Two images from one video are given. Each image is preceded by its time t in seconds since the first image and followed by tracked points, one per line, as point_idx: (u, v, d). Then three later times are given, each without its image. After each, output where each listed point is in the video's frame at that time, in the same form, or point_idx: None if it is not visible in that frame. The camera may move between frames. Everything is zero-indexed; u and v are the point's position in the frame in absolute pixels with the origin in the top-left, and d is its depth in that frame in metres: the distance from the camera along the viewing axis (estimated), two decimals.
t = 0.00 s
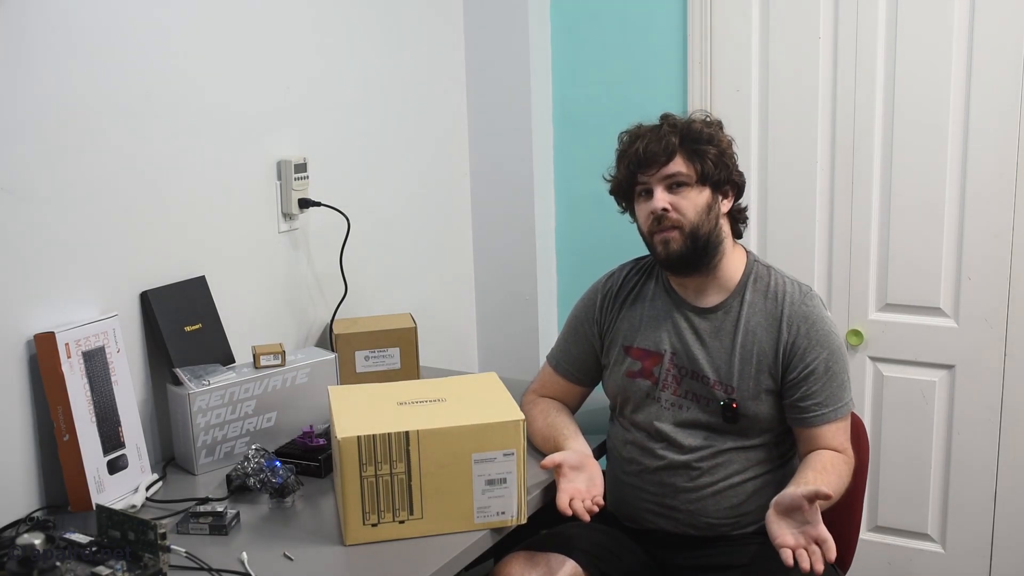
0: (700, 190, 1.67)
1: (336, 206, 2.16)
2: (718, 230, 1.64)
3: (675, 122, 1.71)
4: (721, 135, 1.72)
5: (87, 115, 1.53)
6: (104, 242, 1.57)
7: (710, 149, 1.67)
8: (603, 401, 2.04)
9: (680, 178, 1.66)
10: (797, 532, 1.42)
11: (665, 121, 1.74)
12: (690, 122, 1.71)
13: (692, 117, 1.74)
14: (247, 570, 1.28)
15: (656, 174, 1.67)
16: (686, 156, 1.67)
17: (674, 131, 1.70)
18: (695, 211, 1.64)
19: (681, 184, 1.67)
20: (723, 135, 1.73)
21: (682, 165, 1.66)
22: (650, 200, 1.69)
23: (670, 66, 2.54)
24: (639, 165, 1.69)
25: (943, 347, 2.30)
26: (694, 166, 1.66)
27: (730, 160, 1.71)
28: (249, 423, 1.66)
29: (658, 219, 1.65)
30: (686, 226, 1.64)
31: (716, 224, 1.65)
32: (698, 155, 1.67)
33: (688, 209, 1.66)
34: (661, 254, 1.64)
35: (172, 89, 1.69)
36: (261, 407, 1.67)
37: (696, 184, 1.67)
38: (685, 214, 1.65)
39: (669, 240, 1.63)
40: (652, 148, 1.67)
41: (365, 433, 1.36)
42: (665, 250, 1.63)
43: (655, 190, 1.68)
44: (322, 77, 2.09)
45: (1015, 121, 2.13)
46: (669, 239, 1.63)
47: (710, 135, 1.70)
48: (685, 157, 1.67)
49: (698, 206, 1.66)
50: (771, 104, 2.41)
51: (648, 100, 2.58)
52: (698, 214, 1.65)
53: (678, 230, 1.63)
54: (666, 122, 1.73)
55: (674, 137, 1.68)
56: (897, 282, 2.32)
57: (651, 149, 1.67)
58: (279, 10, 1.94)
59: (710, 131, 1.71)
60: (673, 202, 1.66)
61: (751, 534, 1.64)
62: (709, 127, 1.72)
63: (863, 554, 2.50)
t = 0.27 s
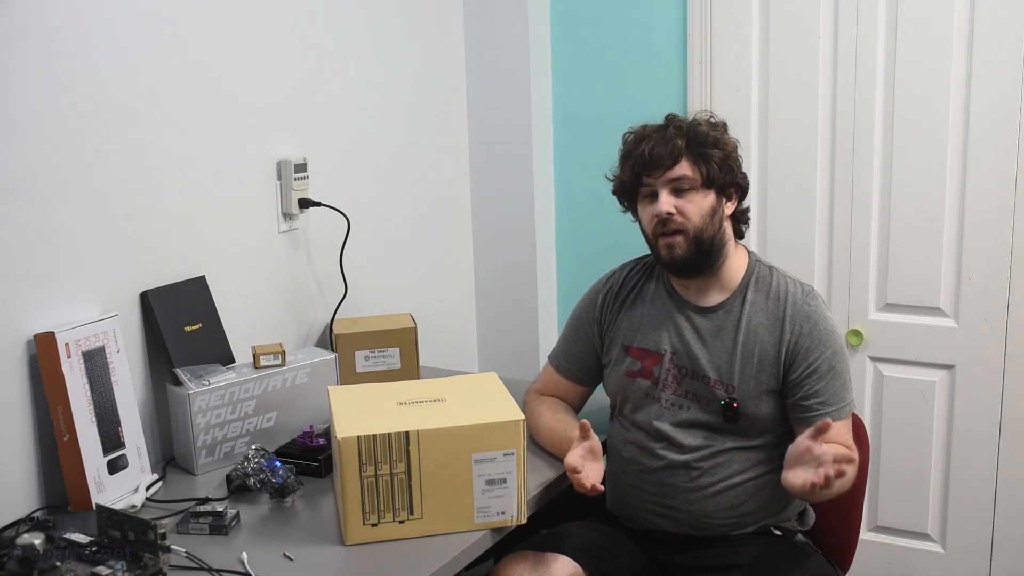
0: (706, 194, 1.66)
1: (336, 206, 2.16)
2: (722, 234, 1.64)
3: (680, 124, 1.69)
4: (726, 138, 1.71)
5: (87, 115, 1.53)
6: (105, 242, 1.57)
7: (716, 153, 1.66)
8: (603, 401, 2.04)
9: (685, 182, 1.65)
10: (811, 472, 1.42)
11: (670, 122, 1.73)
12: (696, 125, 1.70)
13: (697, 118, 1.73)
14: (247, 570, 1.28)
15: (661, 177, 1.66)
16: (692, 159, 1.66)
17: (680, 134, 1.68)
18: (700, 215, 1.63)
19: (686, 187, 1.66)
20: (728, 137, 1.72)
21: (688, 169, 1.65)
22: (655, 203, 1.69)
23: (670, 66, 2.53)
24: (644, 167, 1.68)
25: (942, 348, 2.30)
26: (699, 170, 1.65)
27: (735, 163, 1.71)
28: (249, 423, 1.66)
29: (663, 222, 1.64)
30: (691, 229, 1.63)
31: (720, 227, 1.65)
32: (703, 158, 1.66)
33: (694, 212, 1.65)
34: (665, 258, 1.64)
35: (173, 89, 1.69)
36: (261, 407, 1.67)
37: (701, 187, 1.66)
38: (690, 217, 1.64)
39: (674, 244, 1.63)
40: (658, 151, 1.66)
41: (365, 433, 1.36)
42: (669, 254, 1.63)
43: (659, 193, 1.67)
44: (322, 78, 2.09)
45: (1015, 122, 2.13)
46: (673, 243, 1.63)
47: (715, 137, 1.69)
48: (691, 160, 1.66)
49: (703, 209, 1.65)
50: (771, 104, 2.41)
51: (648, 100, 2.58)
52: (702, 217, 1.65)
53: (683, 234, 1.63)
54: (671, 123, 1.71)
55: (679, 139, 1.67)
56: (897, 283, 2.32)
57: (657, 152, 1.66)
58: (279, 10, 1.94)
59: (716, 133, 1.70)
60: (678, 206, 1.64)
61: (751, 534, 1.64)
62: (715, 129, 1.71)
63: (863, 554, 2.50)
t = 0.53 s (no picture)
0: (710, 195, 1.66)
1: (336, 206, 2.16)
2: (724, 235, 1.64)
3: (686, 124, 1.69)
4: (731, 139, 1.71)
5: (87, 115, 1.53)
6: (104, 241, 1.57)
7: (721, 154, 1.66)
8: (603, 401, 2.04)
9: (690, 182, 1.65)
10: (814, 535, 1.42)
11: (675, 122, 1.72)
12: (701, 126, 1.70)
13: (702, 119, 1.73)
14: (247, 570, 1.28)
15: (665, 177, 1.66)
16: (697, 160, 1.65)
17: (685, 134, 1.68)
18: (704, 215, 1.63)
19: (690, 188, 1.66)
20: (733, 139, 1.71)
21: (693, 169, 1.65)
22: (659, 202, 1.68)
23: (671, 66, 2.53)
24: (649, 167, 1.67)
25: (943, 348, 2.30)
26: (704, 171, 1.65)
27: (739, 164, 1.71)
28: (249, 423, 1.66)
29: (667, 222, 1.64)
30: (694, 229, 1.63)
31: (723, 229, 1.65)
32: (708, 159, 1.66)
33: (697, 212, 1.65)
34: (668, 257, 1.64)
35: (173, 89, 1.69)
36: (261, 407, 1.67)
37: (705, 188, 1.66)
38: (694, 217, 1.64)
39: (677, 243, 1.63)
40: (664, 151, 1.65)
41: (365, 433, 1.36)
42: (672, 254, 1.63)
43: (663, 192, 1.67)
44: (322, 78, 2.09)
45: (1014, 122, 2.13)
46: (676, 243, 1.63)
47: (720, 138, 1.69)
48: (696, 161, 1.65)
49: (706, 210, 1.65)
50: (771, 105, 2.41)
51: (648, 100, 2.58)
52: (706, 218, 1.65)
53: (686, 234, 1.63)
54: (676, 123, 1.71)
55: (685, 140, 1.66)
56: (897, 282, 2.32)
57: (662, 152, 1.65)
58: (278, 10, 1.94)
59: (720, 134, 1.70)
60: (682, 206, 1.64)
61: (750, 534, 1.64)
62: (719, 131, 1.71)
63: (863, 554, 2.50)
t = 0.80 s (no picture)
0: (716, 198, 1.66)
1: (336, 206, 2.16)
2: (728, 239, 1.65)
3: (694, 126, 1.69)
4: (737, 142, 1.71)
5: (87, 115, 1.53)
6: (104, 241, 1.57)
7: (728, 157, 1.66)
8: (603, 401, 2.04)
9: (696, 184, 1.65)
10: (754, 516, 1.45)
11: (683, 122, 1.72)
12: (709, 128, 1.70)
13: (710, 120, 1.73)
14: (247, 570, 1.28)
15: (672, 178, 1.66)
16: (704, 161, 1.65)
17: (693, 135, 1.68)
18: (709, 219, 1.64)
19: (697, 190, 1.65)
20: (740, 141, 1.71)
21: (700, 171, 1.64)
22: (663, 203, 1.68)
23: (671, 66, 2.53)
24: (656, 167, 1.67)
25: (943, 348, 2.30)
26: (711, 173, 1.65)
27: (745, 168, 1.71)
28: (249, 423, 1.66)
29: (671, 224, 1.64)
30: (699, 233, 1.63)
31: (727, 232, 1.66)
32: (716, 161, 1.65)
33: (702, 216, 1.65)
34: (672, 261, 1.64)
35: (173, 89, 1.69)
36: (261, 407, 1.67)
37: (711, 191, 1.66)
38: (699, 220, 1.65)
39: (682, 248, 1.63)
40: (671, 151, 1.65)
41: (365, 433, 1.36)
42: (676, 256, 1.63)
43: (669, 194, 1.67)
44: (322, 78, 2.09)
45: (1015, 122, 2.13)
46: (681, 248, 1.63)
47: (727, 141, 1.69)
48: (704, 163, 1.65)
49: (711, 213, 1.66)
50: (771, 104, 2.41)
51: (648, 100, 2.58)
52: (711, 221, 1.65)
53: (691, 239, 1.63)
54: (684, 125, 1.71)
55: (693, 141, 1.66)
56: (896, 282, 2.32)
57: (670, 153, 1.65)
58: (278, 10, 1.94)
59: (727, 137, 1.69)
60: (688, 208, 1.64)
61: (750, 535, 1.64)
62: (726, 133, 1.71)
63: (863, 554, 2.50)
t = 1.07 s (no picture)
0: (719, 199, 1.66)
1: (336, 206, 2.16)
2: (729, 239, 1.65)
3: (698, 127, 1.69)
4: (741, 143, 1.71)
5: (87, 114, 1.53)
6: (104, 241, 1.57)
7: (731, 158, 1.66)
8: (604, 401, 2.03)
9: (700, 185, 1.65)
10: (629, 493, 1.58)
11: (687, 123, 1.72)
12: (714, 129, 1.70)
13: (714, 122, 1.72)
14: (247, 570, 1.28)
15: (675, 178, 1.65)
16: (707, 162, 1.65)
17: (697, 136, 1.68)
18: (712, 219, 1.63)
19: (700, 191, 1.65)
20: (744, 143, 1.71)
21: (703, 172, 1.64)
22: (666, 203, 1.68)
23: (671, 66, 2.53)
24: (659, 167, 1.66)
25: (943, 348, 2.30)
26: (715, 174, 1.65)
27: (748, 170, 1.70)
28: (249, 423, 1.66)
29: (673, 224, 1.64)
30: (702, 233, 1.63)
31: (729, 233, 1.66)
32: (719, 162, 1.65)
33: (705, 216, 1.65)
34: (673, 259, 1.64)
35: (172, 88, 1.69)
36: (261, 407, 1.67)
37: (715, 192, 1.66)
38: (702, 220, 1.64)
39: (684, 246, 1.62)
40: (675, 152, 1.65)
41: (364, 433, 1.36)
42: (677, 255, 1.63)
43: (672, 194, 1.67)
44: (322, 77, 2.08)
45: (1015, 121, 2.13)
46: (682, 246, 1.63)
47: (731, 142, 1.69)
48: (707, 164, 1.65)
49: (714, 213, 1.65)
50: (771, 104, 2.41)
51: (649, 100, 2.58)
52: (713, 221, 1.65)
53: (693, 237, 1.63)
54: (688, 126, 1.71)
55: (697, 142, 1.66)
56: (896, 283, 2.32)
57: (674, 153, 1.65)
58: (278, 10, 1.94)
59: (732, 138, 1.69)
60: (691, 208, 1.64)
61: (748, 535, 1.63)
62: (730, 134, 1.71)
63: (863, 554, 2.50)
